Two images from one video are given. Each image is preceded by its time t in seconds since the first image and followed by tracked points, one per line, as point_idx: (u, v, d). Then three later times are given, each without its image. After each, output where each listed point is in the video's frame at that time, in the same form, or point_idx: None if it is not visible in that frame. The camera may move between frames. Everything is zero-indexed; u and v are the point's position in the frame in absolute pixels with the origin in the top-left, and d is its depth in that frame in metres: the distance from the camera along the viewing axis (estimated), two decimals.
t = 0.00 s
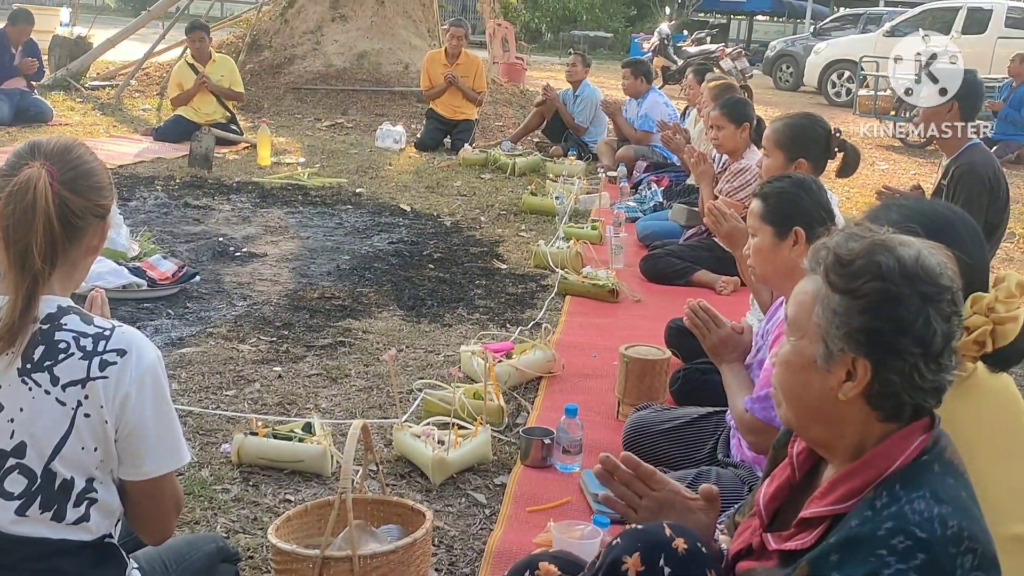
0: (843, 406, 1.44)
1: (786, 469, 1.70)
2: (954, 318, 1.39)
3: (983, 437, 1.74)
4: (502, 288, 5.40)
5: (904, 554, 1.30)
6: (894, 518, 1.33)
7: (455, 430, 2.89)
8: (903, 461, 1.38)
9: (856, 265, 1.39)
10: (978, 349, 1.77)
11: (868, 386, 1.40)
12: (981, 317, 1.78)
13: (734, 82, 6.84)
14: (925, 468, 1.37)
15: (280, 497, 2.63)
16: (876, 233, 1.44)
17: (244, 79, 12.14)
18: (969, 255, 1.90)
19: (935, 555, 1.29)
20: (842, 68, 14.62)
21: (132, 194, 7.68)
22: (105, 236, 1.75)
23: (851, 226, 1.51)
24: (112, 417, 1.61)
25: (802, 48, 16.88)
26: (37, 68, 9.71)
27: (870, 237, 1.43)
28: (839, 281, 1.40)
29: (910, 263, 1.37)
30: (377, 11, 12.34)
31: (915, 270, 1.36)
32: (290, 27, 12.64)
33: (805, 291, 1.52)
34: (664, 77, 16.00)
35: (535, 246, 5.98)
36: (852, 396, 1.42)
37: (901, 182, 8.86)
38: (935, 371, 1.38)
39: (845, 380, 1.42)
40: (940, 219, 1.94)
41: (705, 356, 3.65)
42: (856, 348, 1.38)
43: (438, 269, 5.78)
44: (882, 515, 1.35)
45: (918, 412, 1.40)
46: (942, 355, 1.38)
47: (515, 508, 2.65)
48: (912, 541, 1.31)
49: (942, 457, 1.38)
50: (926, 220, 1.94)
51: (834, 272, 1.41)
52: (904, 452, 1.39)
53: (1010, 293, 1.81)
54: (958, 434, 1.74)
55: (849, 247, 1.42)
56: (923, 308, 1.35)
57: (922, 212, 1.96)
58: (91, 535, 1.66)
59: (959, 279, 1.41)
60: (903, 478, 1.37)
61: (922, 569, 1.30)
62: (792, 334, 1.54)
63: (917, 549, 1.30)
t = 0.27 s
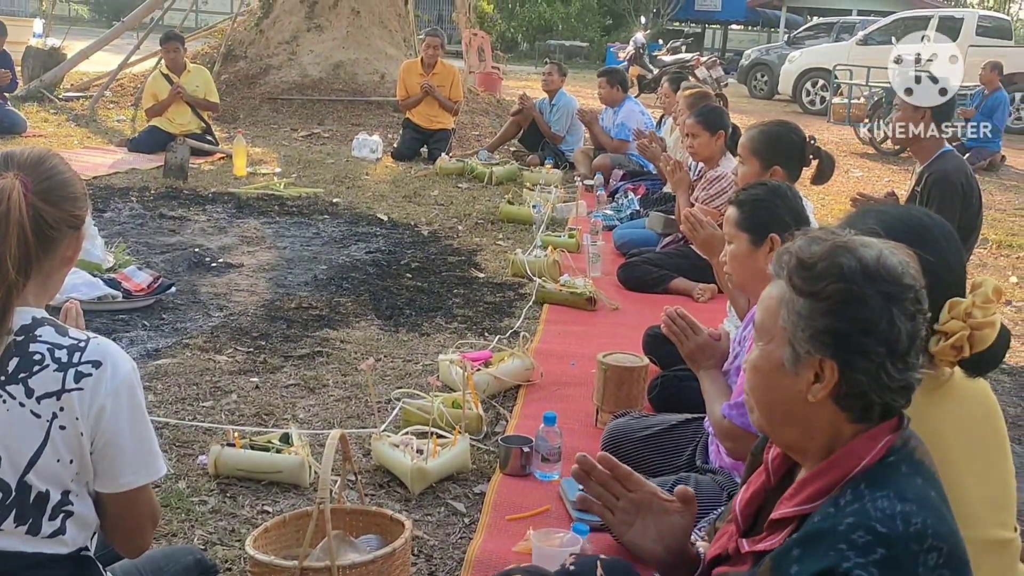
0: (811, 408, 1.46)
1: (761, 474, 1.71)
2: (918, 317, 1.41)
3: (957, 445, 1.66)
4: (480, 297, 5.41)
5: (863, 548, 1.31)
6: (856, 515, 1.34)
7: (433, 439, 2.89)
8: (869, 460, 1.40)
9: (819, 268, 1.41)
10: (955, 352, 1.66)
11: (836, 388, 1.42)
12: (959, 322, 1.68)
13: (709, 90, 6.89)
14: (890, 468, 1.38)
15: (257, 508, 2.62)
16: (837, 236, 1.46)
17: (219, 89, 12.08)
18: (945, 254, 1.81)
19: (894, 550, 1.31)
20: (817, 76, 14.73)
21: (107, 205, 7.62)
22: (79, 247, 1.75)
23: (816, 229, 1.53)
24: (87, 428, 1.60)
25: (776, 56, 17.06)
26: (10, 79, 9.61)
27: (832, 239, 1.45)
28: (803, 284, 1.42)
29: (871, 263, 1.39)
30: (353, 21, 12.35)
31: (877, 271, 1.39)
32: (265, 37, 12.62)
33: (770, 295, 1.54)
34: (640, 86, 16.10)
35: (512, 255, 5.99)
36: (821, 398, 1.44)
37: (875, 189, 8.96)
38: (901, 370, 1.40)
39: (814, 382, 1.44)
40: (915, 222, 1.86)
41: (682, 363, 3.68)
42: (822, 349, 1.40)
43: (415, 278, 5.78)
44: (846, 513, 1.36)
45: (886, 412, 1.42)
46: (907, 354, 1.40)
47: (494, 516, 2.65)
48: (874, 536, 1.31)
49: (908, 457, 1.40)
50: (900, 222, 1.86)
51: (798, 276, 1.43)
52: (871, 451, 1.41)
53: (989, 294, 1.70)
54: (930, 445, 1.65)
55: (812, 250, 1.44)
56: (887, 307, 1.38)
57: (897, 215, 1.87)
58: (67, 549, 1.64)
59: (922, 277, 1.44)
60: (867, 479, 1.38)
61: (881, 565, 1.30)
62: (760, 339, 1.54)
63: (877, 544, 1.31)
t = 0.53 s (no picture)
0: (780, 420, 1.47)
1: (732, 491, 1.72)
2: (882, 325, 1.43)
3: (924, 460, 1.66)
4: (446, 320, 5.40)
5: (840, 557, 1.32)
6: (830, 523, 1.35)
7: (401, 464, 2.86)
8: (839, 470, 1.41)
9: (783, 279, 1.42)
10: (922, 367, 1.66)
11: (804, 398, 1.43)
12: (926, 336, 1.66)
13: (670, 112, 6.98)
14: (863, 479, 1.40)
15: (224, 538, 2.58)
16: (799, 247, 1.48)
17: (179, 116, 11.97)
18: (906, 264, 1.76)
19: (868, 557, 1.32)
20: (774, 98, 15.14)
21: (67, 234, 7.51)
22: (40, 272, 1.72)
23: (779, 242, 1.55)
24: (49, 458, 1.57)
25: (734, 80, 17.35)
26: None
27: (795, 251, 1.46)
28: (767, 296, 1.44)
29: (835, 273, 1.41)
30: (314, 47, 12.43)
31: (839, 279, 1.41)
32: (225, 64, 12.58)
33: (735, 309, 1.55)
34: (601, 110, 16.27)
35: (478, 278, 6.00)
36: (790, 409, 1.45)
37: (836, 209, 9.09)
38: (868, 378, 1.42)
39: (782, 394, 1.45)
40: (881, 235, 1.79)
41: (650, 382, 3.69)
42: (790, 360, 1.42)
43: (381, 303, 5.76)
44: (819, 521, 1.37)
45: (856, 422, 1.44)
46: (872, 362, 1.42)
47: (464, 540, 2.63)
48: (848, 544, 1.33)
49: (877, 467, 1.42)
50: (864, 235, 1.79)
51: (763, 288, 1.44)
52: (840, 461, 1.42)
53: (955, 309, 1.68)
54: (901, 461, 1.64)
55: (774, 262, 1.46)
56: (852, 316, 1.39)
57: (862, 228, 1.81)
58: None
59: (884, 286, 1.46)
60: (839, 488, 1.39)
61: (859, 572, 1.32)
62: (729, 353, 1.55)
63: (853, 552, 1.32)
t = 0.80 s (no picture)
0: (735, 434, 1.49)
1: (687, 510, 1.73)
2: (834, 340, 1.46)
3: (875, 474, 1.67)
4: (396, 350, 5.38)
5: (795, 561, 1.33)
6: (785, 529, 1.37)
7: (354, 494, 2.83)
8: (794, 484, 1.43)
9: (737, 294, 1.45)
10: (870, 382, 1.68)
11: (758, 413, 1.45)
12: (874, 351, 1.68)
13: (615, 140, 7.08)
14: (815, 490, 1.42)
15: (174, 575, 2.52)
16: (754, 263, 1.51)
17: (121, 151, 11.79)
18: (852, 279, 1.79)
19: (824, 561, 1.33)
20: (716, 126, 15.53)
21: (5, 271, 7.32)
22: None
23: (732, 258, 1.58)
24: None
25: (676, 108, 17.69)
26: None
27: (748, 267, 1.49)
28: (722, 311, 1.46)
29: (788, 288, 1.44)
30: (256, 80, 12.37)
31: (792, 296, 1.43)
32: (167, 98, 12.46)
33: (690, 324, 1.57)
34: (546, 139, 16.46)
35: (427, 307, 5.99)
36: (744, 424, 1.47)
37: (779, 234, 9.29)
38: (821, 393, 1.44)
39: (737, 409, 1.47)
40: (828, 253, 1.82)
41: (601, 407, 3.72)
42: (744, 376, 1.44)
43: (330, 334, 5.72)
44: (775, 528, 1.38)
45: (810, 435, 1.46)
46: (825, 377, 1.45)
47: (419, 570, 2.60)
48: (804, 549, 1.34)
49: (830, 479, 1.44)
50: (812, 252, 1.81)
51: (717, 303, 1.46)
52: (796, 473, 1.45)
53: (901, 323, 1.71)
54: (854, 474, 1.66)
55: (729, 278, 1.48)
56: (805, 332, 1.42)
57: (811, 246, 1.83)
58: None
59: (835, 302, 1.49)
60: (794, 500, 1.41)
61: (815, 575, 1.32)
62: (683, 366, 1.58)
63: (808, 556, 1.33)
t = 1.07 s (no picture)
0: (719, 427, 1.50)
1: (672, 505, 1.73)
2: (817, 335, 1.48)
3: (861, 468, 1.68)
4: (377, 358, 5.37)
5: (771, 543, 1.35)
6: (765, 513, 1.39)
7: (338, 502, 2.81)
8: (777, 473, 1.44)
9: (720, 290, 1.46)
10: (856, 377, 1.70)
11: (742, 405, 1.46)
12: (859, 348, 1.70)
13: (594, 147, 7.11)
14: (799, 479, 1.44)
15: None
16: (737, 259, 1.52)
17: (95, 163, 11.67)
18: (840, 277, 1.81)
19: (804, 544, 1.34)
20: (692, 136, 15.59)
21: None
22: None
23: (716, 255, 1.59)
24: None
25: (652, 118, 17.77)
26: None
27: (731, 262, 1.50)
28: (706, 306, 1.47)
29: (770, 283, 1.45)
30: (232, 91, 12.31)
31: (776, 291, 1.44)
32: (142, 109, 12.36)
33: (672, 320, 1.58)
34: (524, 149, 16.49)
35: (407, 316, 5.98)
36: (727, 417, 1.48)
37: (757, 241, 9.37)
38: (804, 387, 1.46)
39: (719, 402, 1.48)
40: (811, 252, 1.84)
41: (584, 412, 3.73)
42: (728, 369, 1.45)
43: (310, 343, 5.70)
44: (755, 512, 1.40)
45: (794, 427, 1.47)
46: (808, 370, 1.46)
47: None
48: (782, 531, 1.36)
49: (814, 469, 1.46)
50: (795, 251, 1.84)
51: (700, 299, 1.47)
52: (780, 463, 1.46)
53: (885, 320, 1.74)
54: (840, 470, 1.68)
55: (712, 273, 1.49)
56: (788, 326, 1.43)
57: (794, 245, 1.86)
58: None
59: (818, 296, 1.50)
60: (777, 488, 1.43)
61: (790, 558, 1.34)
62: (667, 361, 1.58)
63: (784, 538, 1.35)
